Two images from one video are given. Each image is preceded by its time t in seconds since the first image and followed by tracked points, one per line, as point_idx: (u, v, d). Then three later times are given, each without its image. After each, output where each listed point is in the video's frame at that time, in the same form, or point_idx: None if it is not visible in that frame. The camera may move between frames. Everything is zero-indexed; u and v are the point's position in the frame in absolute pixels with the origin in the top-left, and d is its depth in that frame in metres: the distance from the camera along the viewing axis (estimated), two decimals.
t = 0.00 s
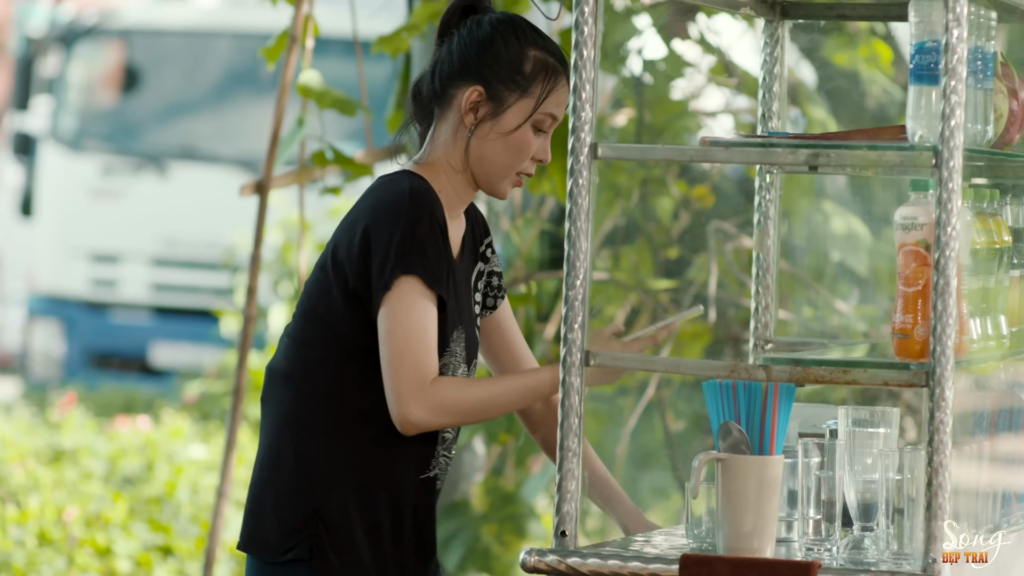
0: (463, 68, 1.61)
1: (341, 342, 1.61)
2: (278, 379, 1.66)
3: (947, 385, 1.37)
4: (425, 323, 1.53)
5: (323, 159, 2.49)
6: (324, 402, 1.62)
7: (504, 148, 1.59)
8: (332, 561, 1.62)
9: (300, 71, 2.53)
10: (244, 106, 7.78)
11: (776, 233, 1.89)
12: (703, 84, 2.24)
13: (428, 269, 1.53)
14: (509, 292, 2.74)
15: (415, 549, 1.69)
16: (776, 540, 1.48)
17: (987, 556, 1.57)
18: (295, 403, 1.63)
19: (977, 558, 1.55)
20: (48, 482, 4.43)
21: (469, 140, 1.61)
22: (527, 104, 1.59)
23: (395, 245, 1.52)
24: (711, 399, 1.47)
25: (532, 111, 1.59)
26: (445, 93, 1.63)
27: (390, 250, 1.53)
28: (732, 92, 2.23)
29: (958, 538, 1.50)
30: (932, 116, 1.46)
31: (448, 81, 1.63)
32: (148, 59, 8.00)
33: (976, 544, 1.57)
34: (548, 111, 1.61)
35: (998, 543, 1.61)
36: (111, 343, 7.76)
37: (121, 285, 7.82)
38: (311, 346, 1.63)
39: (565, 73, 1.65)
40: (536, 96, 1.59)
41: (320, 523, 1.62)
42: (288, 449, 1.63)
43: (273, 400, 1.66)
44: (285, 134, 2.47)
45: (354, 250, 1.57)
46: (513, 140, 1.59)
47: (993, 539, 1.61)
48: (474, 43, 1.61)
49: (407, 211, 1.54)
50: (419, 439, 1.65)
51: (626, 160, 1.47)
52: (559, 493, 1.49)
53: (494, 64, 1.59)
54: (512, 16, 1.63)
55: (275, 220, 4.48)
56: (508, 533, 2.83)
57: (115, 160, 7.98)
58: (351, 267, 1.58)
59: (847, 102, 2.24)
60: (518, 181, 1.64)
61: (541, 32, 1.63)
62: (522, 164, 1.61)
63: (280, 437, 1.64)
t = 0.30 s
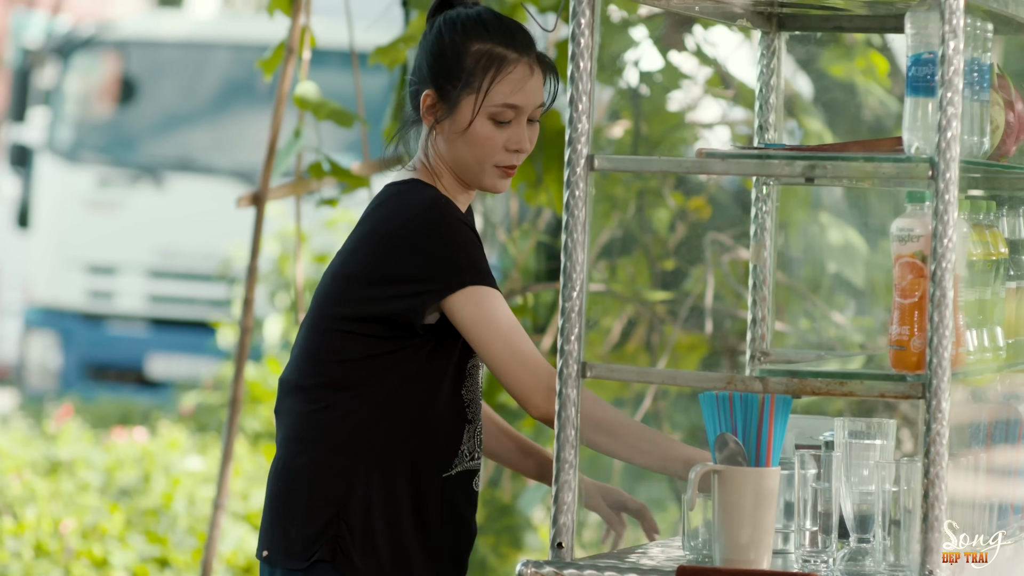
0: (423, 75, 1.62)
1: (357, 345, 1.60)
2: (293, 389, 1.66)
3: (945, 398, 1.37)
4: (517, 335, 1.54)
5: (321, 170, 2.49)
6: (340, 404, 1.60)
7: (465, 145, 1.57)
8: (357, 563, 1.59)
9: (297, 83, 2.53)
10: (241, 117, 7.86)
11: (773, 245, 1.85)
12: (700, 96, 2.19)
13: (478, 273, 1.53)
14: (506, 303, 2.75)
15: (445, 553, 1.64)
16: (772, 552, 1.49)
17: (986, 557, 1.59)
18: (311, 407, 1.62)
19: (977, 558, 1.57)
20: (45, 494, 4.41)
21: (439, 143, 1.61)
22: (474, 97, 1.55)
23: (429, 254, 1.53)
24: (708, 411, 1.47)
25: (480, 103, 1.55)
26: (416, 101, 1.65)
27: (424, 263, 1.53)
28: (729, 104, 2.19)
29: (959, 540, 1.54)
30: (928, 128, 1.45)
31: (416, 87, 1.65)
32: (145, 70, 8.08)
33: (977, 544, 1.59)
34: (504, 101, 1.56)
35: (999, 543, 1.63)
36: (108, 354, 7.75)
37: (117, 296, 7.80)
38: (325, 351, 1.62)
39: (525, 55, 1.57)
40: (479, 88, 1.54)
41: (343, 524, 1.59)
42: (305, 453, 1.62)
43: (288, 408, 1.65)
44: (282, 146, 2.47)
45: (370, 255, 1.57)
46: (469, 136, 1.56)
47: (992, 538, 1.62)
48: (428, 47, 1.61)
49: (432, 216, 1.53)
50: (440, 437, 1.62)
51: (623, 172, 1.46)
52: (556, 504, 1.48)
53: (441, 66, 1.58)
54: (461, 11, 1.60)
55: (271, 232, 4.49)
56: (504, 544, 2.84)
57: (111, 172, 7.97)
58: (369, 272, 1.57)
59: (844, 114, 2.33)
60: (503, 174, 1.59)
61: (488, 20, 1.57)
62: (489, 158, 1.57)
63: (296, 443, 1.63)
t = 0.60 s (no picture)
0: (442, 100, 1.62)
1: (367, 360, 1.60)
2: (304, 399, 1.66)
3: (941, 410, 1.37)
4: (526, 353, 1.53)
5: (318, 181, 2.49)
6: (348, 418, 1.61)
7: (486, 173, 1.57)
8: None
9: (294, 95, 2.53)
10: (240, 128, 7.89)
11: (769, 256, 1.85)
12: (697, 107, 2.25)
13: (489, 295, 1.53)
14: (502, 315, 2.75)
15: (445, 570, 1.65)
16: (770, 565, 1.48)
17: (986, 557, 1.60)
18: (321, 418, 1.63)
19: (977, 559, 1.59)
20: (41, 505, 4.40)
21: (459, 169, 1.61)
22: (496, 127, 1.55)
23: (442, 280, 1.52)
24: (705, 423, 1.46)
25: (502, 133, 1.55)
26: (435, 125, 1.65)
27: (437, 289, 1.53)
28: (727, 116, 2.24)
29: (959, 540, 1.56)
30: (926, 140, 1.45)
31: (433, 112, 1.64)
32: (143, 82, 8.08)
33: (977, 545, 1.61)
34: (526, 131, 1.56)
35: (999, 542, 1.65)
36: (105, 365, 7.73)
37: (115, 308, 7.76)
38: (336, 364, 1.62)
39: (547, 84, 1.57)
40: (501, 118, 1.55)
41: (344, 537, 1.59)
42: (311, 462, 1.62)
43: (298, 419, 1.66)
44: (279, 157, 2.48)
45: (383, 273, 1.56)
46: (490, 164, 1.56)
47: (992, 539, 1.63)
48: (447, 73, 1.61)
49: (444, 239, 1.52)
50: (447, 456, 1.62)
51: (620, 183, 1.45)
52: (552, 517, 1.47)
53: (461, 94, 1.58)
54: (481, 36, 1.59)
55: (268, 243, 4.49)
56: (501, 555, 2.84)
57: (108, 183, 7.98)
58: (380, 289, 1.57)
59: (841, 125, 2.33)
60: (524, 200, 1.59)
61: (510, 49, 1.57)
62: (510, 185, 1.57)
63: (304, 452, 1.63)
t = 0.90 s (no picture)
0: (488, 103, 1.66)
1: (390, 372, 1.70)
2: (340, 406, 1.78)
3: (940, 420, 1.36)
4: (470, 363, 1.58)
5: (315, 193, 2.50)
6: (375, 428, 1.73)
7: (533, 176, 1.62)
8: None
9: (292, 105, 2.53)
10: (239, 138, 7.91)
11: (768, 268, 1.87)
12: (694, 119, 2.28)
13: (454, 308, 1.57)
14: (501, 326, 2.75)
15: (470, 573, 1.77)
16: None
17: (985, 557, 1.62)
18: (352, 428, 1.75)
19: (977, 559, 1.60)
20: (39, 516, 4.39)
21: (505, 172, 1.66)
22: (545, 130, 1.60)
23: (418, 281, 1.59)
24: (703, 433, 1.47)
25: (550, 137, 1.60)
26: (479, 128, 1.69)
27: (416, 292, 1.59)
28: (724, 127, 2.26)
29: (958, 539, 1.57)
30: (923, 151, 1.45)
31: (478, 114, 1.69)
32: (141, 92, 8.15)
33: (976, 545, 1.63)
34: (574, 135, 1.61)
35: (1000, 541, 1.65)
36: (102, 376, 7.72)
37: (112, 319, 7.74)
38: (365, 375, 1.73)
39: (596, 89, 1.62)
40: (551, 121, 1.60)
41: (372, 539, 1.73)
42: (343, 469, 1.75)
43: (334, 425, 1.79)
44: (277, 168, 2.48)
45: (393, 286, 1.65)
46: (539, 167, 1.61)
47: (992, 539, 1.64)
48: (493, 77, 1.65)
49: (438, 245, 1.60)
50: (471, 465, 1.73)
51: (618, 194, 1.46)
52: (551, 528, 1.48)
53: (509, 97, 1.62)
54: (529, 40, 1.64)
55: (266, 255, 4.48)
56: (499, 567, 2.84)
57: (106, 194, 7.99)
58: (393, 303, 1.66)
59: (838, 135, 2.33)
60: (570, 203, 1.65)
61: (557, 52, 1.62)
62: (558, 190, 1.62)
63: (337, 459, 1.76)
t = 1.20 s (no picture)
0: (483, 109, 1.66)
1: (399, 369, 1.72)
2: (354, 405, 1.80)
3: (937, 423, 1.36)
4: (536, 332, 1.55)
5: (313, 197, 2.50)
6: (381, 425, 1.74)
7: (542, 171, 1.62)
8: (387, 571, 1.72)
9: (290, 109, 2.53)
10: (237, 142, 7.92)
11: (765, 271, 1.87)
12: (691, 120, 2.25)
13: (503, 291, 1.57)
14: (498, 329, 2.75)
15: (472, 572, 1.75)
16: None
17: (986, 557, 1.62)
18: (363, 425, 1.77)
19: (977, 559, 1.60)
20: (36, 520, 4.37)
21: (512, 173, 1.66)
22: (546, 123, 1.61)
23: (458, 277, 1.60)
24: (700, 437, 1.47)
25: (552, 128, 1.60)
26: (478, 137, 1.69)
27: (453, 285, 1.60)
28: (721, 130, 2.23)
29: (959, 539, 1.55)
30: (921, 154, 1.45)
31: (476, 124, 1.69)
32: (139, 96, 8.14)
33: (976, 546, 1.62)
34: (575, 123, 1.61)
35: (999, 541, 1.66)
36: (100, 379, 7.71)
37: (109, 322, 7.78)
38: (376, 372, 1.75)
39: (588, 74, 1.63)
40: (549, 111, 1.60)
41: (370, 537, 1.73)
42: (349, 466, 1.77)
43: (347, 424, 1.81)
44: (274, 172, 2.47)
45: (408, 284, 1.67)
46: (547, 161, 1.61)
47: (992, 538, 1.64)
48: (485, 83, 1.65)
49: (458, 243, 1.61)
50: (471, 464, 1.71)
51: (615, 198, 1.45)
52: (548, 531, 1.47)
53: (503, 98, 1.63)
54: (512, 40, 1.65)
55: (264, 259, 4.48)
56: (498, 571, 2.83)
57: (103, 198, 7.99)
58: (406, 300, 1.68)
59: (836, 139, 2.34)
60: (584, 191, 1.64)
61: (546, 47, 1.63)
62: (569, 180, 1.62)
63: (346, 456, 1.78)
